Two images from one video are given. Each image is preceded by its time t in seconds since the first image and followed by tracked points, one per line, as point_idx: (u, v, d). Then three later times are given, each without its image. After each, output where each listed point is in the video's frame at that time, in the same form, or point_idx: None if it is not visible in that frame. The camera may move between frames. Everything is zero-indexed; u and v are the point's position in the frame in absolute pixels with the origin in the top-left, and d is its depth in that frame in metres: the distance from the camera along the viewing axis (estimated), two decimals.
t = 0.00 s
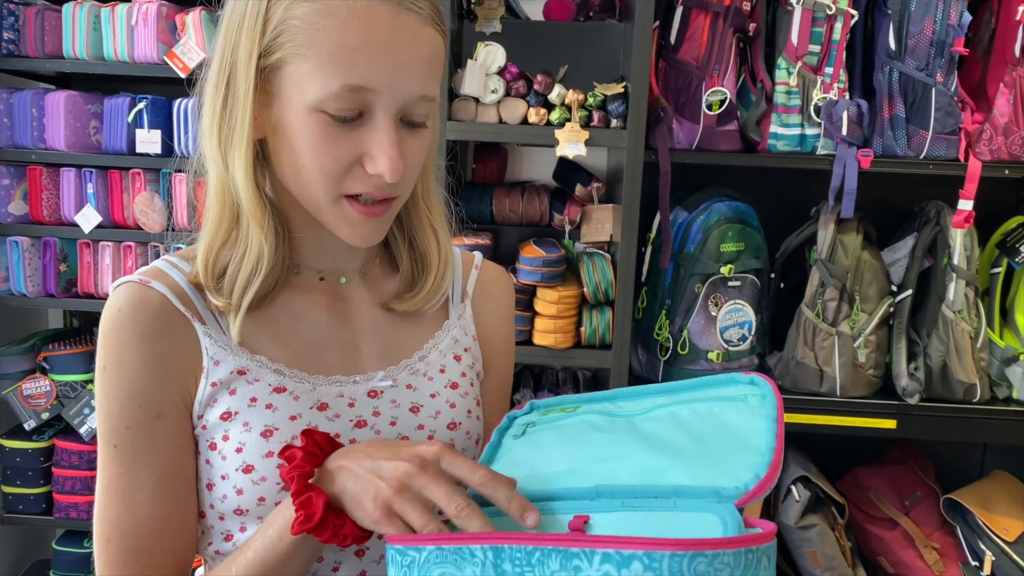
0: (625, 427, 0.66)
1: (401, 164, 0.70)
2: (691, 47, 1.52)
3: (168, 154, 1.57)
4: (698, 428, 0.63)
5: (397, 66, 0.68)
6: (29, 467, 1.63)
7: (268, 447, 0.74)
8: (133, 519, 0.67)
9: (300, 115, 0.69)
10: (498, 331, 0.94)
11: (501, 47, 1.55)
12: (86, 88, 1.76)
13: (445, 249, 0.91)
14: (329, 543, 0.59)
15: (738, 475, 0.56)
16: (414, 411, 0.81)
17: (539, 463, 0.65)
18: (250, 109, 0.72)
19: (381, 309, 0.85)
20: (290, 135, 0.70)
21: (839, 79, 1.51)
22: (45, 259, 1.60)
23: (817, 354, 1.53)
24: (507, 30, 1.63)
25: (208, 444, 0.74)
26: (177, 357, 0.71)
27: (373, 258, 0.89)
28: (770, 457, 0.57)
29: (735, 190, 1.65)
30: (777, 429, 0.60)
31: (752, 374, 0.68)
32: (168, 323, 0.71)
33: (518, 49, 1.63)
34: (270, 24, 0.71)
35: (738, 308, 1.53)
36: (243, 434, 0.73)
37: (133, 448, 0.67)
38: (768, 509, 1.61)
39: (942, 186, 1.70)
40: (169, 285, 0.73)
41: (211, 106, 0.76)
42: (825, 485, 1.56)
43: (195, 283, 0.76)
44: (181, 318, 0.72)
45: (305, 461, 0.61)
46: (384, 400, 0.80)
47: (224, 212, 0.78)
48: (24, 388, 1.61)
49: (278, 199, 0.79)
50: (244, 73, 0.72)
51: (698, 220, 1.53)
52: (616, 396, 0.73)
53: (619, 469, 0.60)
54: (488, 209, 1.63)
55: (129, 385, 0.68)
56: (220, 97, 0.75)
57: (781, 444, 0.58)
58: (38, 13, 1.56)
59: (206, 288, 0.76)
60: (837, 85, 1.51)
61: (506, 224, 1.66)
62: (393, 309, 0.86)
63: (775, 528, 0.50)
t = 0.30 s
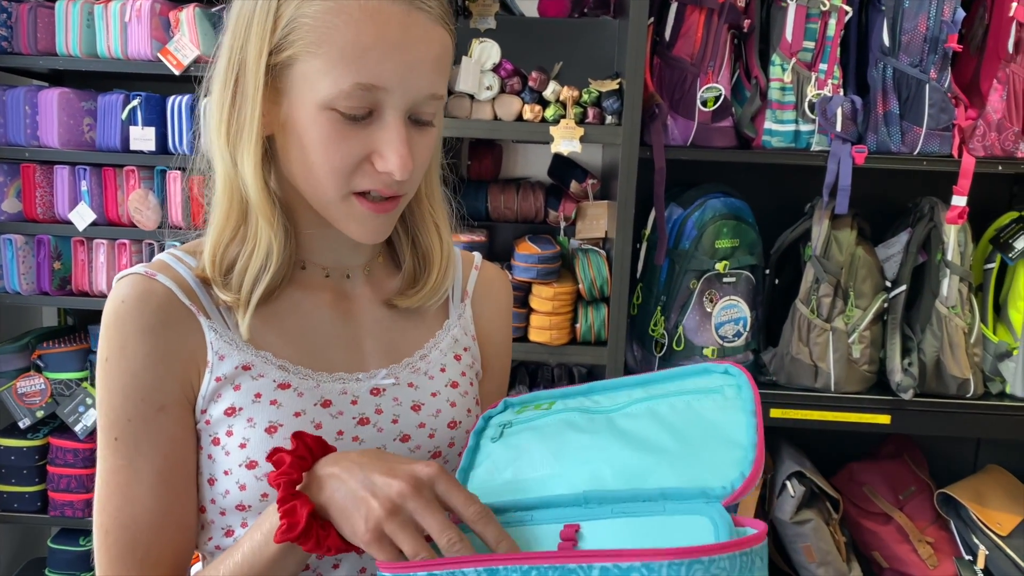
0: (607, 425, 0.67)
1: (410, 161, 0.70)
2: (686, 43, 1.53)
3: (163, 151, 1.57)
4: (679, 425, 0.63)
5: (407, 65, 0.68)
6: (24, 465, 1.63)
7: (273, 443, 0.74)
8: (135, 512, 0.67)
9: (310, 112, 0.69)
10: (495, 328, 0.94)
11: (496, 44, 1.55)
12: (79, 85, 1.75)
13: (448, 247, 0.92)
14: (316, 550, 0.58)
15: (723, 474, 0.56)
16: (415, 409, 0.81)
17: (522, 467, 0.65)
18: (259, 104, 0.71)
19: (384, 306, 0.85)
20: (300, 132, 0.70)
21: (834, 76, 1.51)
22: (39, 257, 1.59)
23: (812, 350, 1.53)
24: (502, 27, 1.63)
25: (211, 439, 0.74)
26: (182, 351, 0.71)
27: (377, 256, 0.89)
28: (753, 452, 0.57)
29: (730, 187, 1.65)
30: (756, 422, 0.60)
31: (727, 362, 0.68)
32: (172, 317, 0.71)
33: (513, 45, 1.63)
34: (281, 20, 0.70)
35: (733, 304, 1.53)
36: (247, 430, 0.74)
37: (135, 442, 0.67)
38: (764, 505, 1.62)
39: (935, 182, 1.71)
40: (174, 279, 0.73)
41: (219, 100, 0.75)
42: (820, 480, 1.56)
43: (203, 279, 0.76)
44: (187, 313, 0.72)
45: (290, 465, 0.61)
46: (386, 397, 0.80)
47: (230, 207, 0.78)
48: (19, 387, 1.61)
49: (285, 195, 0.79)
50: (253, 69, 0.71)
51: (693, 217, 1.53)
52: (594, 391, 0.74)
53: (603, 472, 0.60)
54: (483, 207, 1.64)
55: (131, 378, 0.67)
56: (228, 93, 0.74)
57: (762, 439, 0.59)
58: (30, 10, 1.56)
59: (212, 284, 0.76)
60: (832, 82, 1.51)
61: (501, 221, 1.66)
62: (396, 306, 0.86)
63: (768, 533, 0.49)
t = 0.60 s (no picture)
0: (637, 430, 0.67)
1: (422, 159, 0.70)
2: (681, 40, 1.53)
3: (158, 148, 1.56)
4: (712, 436, 0.65)
5: (419, 63, 0.68)
6: (19, 463, 1.62)
7: (279, 438, 0.74)
8: (130, 507, 0.67)
9: (323, 109, 0.69)
10: (498, 328, 0.94)
11: (492, 41, 1.55)
12: (73, 82, 1.75)
13: (454, 246, 0.92)
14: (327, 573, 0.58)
15: (759, 496, 0.58)
16: (418, 408, 0.81)
17: (548, 466, 0.64)
18: (273, 100, 0.72)
19: (390, 304, 0.86)
20: (312, 130, 0.70)
21: (828, 73, 1.52)
22: (33, 255, 1.59)
23: (807, 346, 1.54)
24: (498, 23, 1.63)
25: (216, 434, 0.74)
26: (188, 346, 0.71)
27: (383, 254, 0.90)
28: (788, 476, 0.59)
29: (726, 184, 1.66)
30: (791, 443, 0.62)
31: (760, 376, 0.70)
32: (179, 311, 0.71)
33: (508, 42, 1.63)
34: (295, 17, 0.70)
35: (728, 300, 1.54)
36: (254, 425, 0.73)
37: (134, 436, 0.67)
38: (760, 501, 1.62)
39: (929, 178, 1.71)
40: (184, 273, 0.74)
41: (232, 97, 0.75)
42: (815, 477, 1.58)
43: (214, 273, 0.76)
44: (196, 308, 0.72)
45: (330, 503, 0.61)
46: (390, 395, 0.80)
47: (243, 201, 0.78)
48: (13, 385, 1.60)
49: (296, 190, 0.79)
50: (267, 67, 0.71)
51: (688, 214, 1.53)
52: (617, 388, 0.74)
53: (635, 481, 0.61)
54: (477, 203, 1.63)
55: (134, 372, 0.67)
56: (242, 90, 0.74)
57: (797, 461, 0.61)
58: (24, 7, 1.55)
59: (223, 278, 0.76)
60: (826, 78, 1.51)
61: (496, 218, 1.66)
62: (402, 303, 0.87)
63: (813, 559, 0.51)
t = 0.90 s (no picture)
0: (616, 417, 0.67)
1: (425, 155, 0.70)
2: (677, 37, 1.53)
3: (153, 146, 1.56)
4: (690, 415, 0.65)
5: (422, 60, 0.68)
6: (16, 461, 1.62)
7: (283, 431, 0.74)
8: (139, 498, 0.67)
9: (328, 106, 0.69)
10: (501, 326, 0.95)
11: (488, 39, 1.55)
12: (69, 79, 1.74)
13: (458, 245, 0.93)
14: None
15: (737, 456, 0.60)
16: (421, 404, 0.81)
17: (535, 460, 0.63)
18: (281, 94, 0.72)
19: (395, 301, 0.87)
20: (317, 127, 0.70)
21: (824, 70, 1.52)
22: (29, 253, 1.59)
23: (803, 343, 1.54)
24: (494, 20, 1.63)
25: (220, 426, 0.74)
26: (195, 338, 0.71)
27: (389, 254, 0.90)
28: (764, 434, 0.61)
29: (723, 181, 1.66)
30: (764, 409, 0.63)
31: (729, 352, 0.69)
32: (187, 302, 0.71)
33: (505, 39, 1.64)
34: (302, 15, 0.71)
35: (724, 297, 1.53)
36: (258, 417, 0.73)
37: (143, 426, 0.67)
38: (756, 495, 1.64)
39: (923, 175, 1.72)
40: (192, 264, 0.74)
41: (240, 94, 0.76)
42: (812, 472, 1.58)
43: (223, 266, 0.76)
44: (203, 300, 0.72)
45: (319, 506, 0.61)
46: (393, 391, 0.80)
47: (251, 196, 0.78)
48: (10, 382, 1.60)
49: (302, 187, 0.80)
50: (274, 65, 0.72)
51: (684, 211, 1.53)
52: (597, 383, 0.72)
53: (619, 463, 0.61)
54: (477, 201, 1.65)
55: (143, 361, 0.67)
56: (249, 87, 0.75)
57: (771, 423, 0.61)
58: (19, 4, 1.55)
59: (232, 271, 0.77)
60: (822, 75, 1.51)
61: (492, 216, 1.66)
62: (407, 301, 0.87)
63: (802, 498, 0.51)
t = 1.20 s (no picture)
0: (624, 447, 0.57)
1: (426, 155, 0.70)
2: (674, 35, 1.54)
3: (152, 144, 1.56)
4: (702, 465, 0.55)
5: (424, 59, 0.68)
6: (15, 460, 1.62)
7: (287, 426, 0.74)
8: (146, 492, 0.67)
9: (330, 105, 0.70)
10: (506, 327, 0.95)
11: (487, 36, 1.55)
12: (67, 78, 1.75)
13: (463, 245, 0.93)
14: None
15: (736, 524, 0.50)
16: (425, 402, 0.81)
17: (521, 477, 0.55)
18: (284, 93, 0.72)
19: (398, 300, 0.87)
20: (320, 126, 0.71)
21: (821, 66, 1.52)
22: (28, 251, 1.59)
23: (801, 340, 1.54)
24: (492, 18, 1.63)
25: (224, 422, 0.74)
26: (201, 332, 0.71)
27: (394, 253, 0.91)
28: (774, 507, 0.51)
29: (721, 178, 1.66)
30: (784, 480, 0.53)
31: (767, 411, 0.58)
32: (193, 297, 0.71)
33: (503, 37, 1.64)
34: (305, 14, 0.71)
35: (722, 294, 1.54)
36: (261, 412, 0.73)
37: (151, 420, 0.68)
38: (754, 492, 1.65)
39: (920, 171, 1.72)
40: (197, 260, 0.74)
41: (246, 93, 0.76)
42: (809, 468, 1.59)
43: (228, 263, 0.77)
44: (207, 295, 0.73)
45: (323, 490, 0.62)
46: (397, 388, 0.80)
47: (257, 193, 0.79)
48: (8, 381, 1.60)
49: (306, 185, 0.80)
50: (278, 63, 0.72)
51: (682, 208, 1.54)
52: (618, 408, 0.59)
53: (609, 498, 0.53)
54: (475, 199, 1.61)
55: (149, 356, 0.67)
56: (255, 87, 0.75)
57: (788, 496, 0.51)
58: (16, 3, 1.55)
59: (237, 268, 0.77)
60: (819, 72, 1.52)
61: (490, 213, 1.67)
62: (411, 299, 0.87)
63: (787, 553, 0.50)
